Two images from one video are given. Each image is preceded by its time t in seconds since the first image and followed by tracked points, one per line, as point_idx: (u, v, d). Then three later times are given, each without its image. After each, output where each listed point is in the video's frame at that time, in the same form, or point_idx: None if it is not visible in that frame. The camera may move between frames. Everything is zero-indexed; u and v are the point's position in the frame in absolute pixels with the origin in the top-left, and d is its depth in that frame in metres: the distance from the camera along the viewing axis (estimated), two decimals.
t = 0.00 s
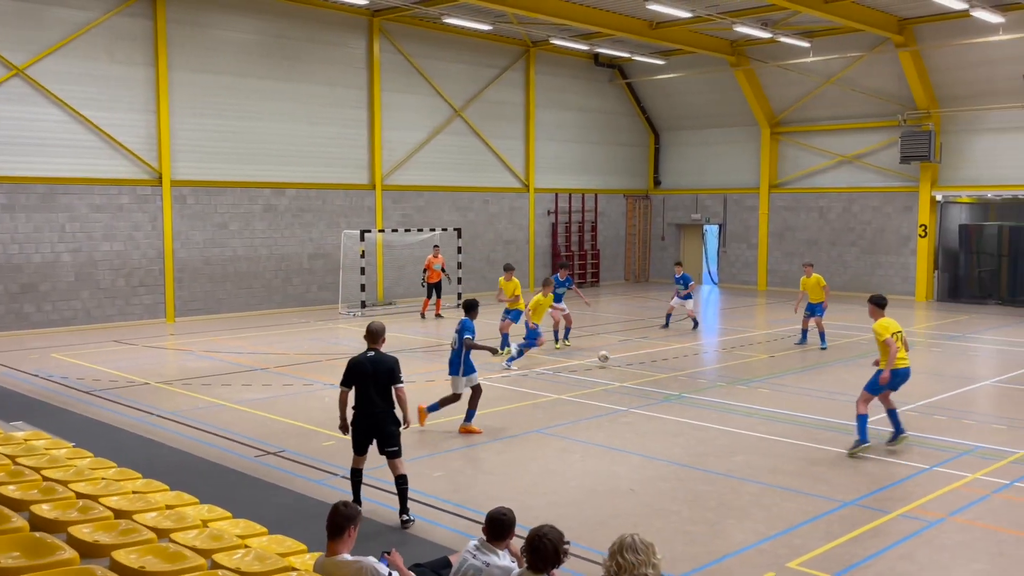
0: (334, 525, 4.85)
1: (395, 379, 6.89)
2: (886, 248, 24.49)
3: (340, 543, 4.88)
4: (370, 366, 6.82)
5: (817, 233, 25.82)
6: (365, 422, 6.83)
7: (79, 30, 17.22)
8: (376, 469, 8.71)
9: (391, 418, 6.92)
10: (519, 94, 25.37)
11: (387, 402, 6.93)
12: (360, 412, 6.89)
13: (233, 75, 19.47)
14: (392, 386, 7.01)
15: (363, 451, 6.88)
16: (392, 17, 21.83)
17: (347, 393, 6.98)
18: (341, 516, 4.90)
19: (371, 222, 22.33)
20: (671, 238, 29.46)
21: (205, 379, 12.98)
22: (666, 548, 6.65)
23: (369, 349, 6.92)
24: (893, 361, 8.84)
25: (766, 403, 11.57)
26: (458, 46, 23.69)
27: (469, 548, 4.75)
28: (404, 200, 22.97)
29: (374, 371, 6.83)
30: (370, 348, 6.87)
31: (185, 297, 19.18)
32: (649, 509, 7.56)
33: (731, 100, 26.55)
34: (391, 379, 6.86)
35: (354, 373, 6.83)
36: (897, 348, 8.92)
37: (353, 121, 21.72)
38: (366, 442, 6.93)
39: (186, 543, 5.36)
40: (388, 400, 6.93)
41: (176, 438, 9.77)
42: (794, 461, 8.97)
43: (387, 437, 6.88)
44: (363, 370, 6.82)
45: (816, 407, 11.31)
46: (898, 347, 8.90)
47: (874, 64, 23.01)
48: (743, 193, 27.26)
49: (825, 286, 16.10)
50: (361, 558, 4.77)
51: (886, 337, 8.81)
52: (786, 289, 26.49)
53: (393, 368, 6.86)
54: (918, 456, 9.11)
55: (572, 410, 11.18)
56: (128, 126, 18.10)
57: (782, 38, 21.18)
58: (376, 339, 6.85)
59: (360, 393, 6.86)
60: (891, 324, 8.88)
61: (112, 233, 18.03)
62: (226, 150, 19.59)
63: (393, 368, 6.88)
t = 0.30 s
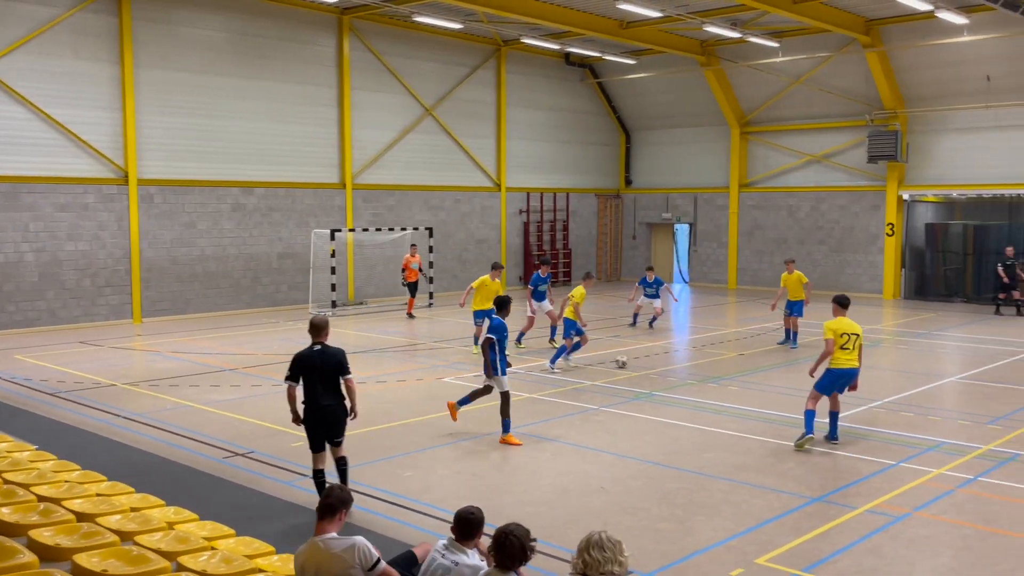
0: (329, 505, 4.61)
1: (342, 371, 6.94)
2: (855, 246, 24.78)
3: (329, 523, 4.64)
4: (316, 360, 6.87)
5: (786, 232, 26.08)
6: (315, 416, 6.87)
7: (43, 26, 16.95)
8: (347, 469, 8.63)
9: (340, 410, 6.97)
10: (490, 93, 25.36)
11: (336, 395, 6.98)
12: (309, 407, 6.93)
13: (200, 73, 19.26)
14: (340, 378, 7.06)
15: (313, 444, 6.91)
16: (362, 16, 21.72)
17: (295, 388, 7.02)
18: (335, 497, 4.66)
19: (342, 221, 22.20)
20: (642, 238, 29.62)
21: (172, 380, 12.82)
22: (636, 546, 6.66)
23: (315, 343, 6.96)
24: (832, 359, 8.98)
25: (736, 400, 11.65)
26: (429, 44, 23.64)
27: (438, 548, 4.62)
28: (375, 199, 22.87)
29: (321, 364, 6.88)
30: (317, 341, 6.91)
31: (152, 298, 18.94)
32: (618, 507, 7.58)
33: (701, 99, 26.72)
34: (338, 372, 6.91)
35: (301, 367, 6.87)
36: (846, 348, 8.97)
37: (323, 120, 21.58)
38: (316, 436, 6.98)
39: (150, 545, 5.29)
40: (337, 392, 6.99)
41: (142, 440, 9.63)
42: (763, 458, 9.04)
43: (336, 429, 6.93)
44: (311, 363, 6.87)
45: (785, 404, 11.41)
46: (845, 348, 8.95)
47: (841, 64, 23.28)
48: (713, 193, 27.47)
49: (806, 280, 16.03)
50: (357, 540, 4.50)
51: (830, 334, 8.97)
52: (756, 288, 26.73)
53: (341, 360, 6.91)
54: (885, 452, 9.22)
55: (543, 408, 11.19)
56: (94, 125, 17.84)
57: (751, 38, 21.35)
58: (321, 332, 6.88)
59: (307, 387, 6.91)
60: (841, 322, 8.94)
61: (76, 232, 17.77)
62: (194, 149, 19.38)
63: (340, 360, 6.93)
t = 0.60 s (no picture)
0: (327, 492, 4.65)
1: (300, 371, 7.03)
2: (831, 245, 25.00)
3: (324, 511, 4.67)
4: (273, 361, 6.96)
5: (764, 230, 26.27)
6: (274, 417, 7.00)
7: (15, 24, 16.72)
8: (324, 469, 8.59)
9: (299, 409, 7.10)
10: (468, 92, 25.35)
11: (295, 393, 7.11)
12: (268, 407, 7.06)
13: (176, 72, 19.10)
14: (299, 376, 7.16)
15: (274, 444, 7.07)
16: (339, 14, 21.62)
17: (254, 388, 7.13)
18: (334, 485, 4.70)
19: (320, 220, 22.11)
20: (621, 236, 29.74)
21: (148, 380, 12.71)
22: (614, 544, 6.69)
23: (271, 344, 7.03)
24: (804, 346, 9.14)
25: (714, 398, 11.71)
26: (407, 43, 23.60)
27: (417, 547, 4.61)
28: (354, 198, 22.79)
29: (278, 366, 6.97)
30: (273, 343, 6.97)
31: (127, 298, 18.77)
32: (597, 505, 7.60)
33: (679, 98, 26.85)
34: (295, 372, 7.01)
35: (258, 369, 6.96)
36: (817, 337, 9.03)
37: (301, 118, 21.48)
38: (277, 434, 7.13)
39: (125, 548, 5.24)
40: (296, 391, 7.10)
41: (117, 441, 9.54)
42: (740, 455, 9.10)
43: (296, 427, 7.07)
44: (267, 366, 6.96)
45: (762, 401, 11.50)
46: (814, 337, 9.03)
47: (817, 64, 23.48)
48: (691, 191, 27.63)
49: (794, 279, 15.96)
50: (350, 532, 4.51)
51: (808, 320, 9.14)
52: (734, 286, 26.90)
53: (297, 361, 7.00)
54: (861, 449, 9.31)
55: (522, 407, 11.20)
56: (68, 123, 17.65)
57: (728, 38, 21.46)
58: (276, 334, 6.95)
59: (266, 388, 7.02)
60: (816, 311, 9.03)
61: (50, 232, 17.57)
62: (170, 148, 19.23)
63: (297, 361, 7.02)
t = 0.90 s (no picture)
0: (326, 480, 4.71)
1: (257, 362, 7.21)
2: (810, 243, 25.18)
3: (321, 498, 4.72)
4: (232, 351, 7.15)
5: (743, 228, 26.42)
6: (229, 405, 7.15)
7: None
8: (304, 469, 8.54)
9: (255, 400, 7.25)
10: (449, 90, 25.30)
11: (252, 385, 7.27)
12: (224, 396, 7.21)
13: (153, 69, 18.94)
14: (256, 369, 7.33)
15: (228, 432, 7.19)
16: (318, 12, 21.52)
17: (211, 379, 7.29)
18: (333, 475, 4.77)
19: (299, 218, 22.00)
20: (601, 235, 29.82)
21: (126, 381, 12.60)
22: (595, 541, 6.70)
23: (232, 335, 7.23)
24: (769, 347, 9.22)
25: (694, 396, 11.77)
26: (388, 41, 23.53)
27: (396, 547, 4.59)
28: (333, 197, 22.69)
29: (236, 355, 7.15)
30: (232, 333, 7.19)
31: (104, 297, 18.59)
32: (577, 503, 7.62)
33: (659, 97, 26.97)
34: (253, 362, 7.19)
35: (216, 358, 7.14)
36: (779, 337, 9.11)
37: (280, 117, 21.36)
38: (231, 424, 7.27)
39: (102, 549, 5.19)
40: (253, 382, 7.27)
41: (94, 442, 9.43)
42: (720, 452, 9.15)
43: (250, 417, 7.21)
44: (226, 354, 7.14)
45: (741, 399, 11.57)
46: (776, 336, 9.11)
47: (796, 63, 23.64)
48: (671, 190, 27.74)
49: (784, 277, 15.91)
50: (341, 523, 4.57)
51: (771, 320, 9.23)
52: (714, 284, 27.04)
53: (255, 351, 7.20)
54: (839, 445, 9.39)
55: (503, 406, 11.21)
56: (43, 121, 17.45)
57: (708, 36, 21.54)
58: (236, 325, 7.16)
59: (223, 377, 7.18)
60: (777, 311, 9.12)
61: (26, 230, 17.37)
62: (148, 146, 19.06)
63: (255, 352, 7.22)
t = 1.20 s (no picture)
0: (328, 477, 4.75)
1: (214, 361, 7.42)
2: (792, 241, 25.33)
3: (321, 493, 4.76)
4: (190, 351, 7.33)
5: (726, 227, 26.53)
6: (187, 403, 7.37)
7: None
8: (286, 469, 8.50)
9: (212, 398, 7.47)
10: (431, 89, 25.25)
11: (209, 383, 7.48)
12: (181, 394, 7.42)
13: (133, 67, 18.79)
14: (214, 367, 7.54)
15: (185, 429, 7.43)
16: (301, 10, 21.41)
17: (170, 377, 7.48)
18: (334, 471, 4.80)
19: (282, 217, 21.90)
20: (585, 234, 29.88)
21: (106, 381, 12.49)
22: (578, 539, 6.72)
23: (189, 333, 7.41)
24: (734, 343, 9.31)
25: (677, 394, 11.80)
26: (371, 40, 23.47)
27: (380, 547, 4.58)
28: (316, 195, 22.60)
29: (194, 354, 7.34)
30: (190, 333, 7.37)
31: (84, 297, 18.43)
32: (560, 501, 7.63)
33: (642, 97, 27.05)
34: (210, 362, 7.39)
35: (174, 357, 7.33)
36: (745, 333, 9.23)
37: (262, 115, 21.25)
38: (188, 420, 7.49)
39: (82, 551, 5.14)
40: (210, 380, 7.47)
41: (74, 443, 9.35)
42: (703, 450, 9.18)
43: (206, 414, 7.44)
44: (184, 354, 7.33)
45: (724, 398, 11.61)
46: (740, 333, 9.24)
47: (778, 63, 23.77)
48: (654, 189, 27.83)
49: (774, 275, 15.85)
50: (336, 520, 4.59)
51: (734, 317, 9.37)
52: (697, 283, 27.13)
53: (212, 351, 7.39)
54: (821, 443, 9.45)
55: (486, 405, 11.20)
56: (21, 119, 17.27)
57: (690, 36, 21.60)
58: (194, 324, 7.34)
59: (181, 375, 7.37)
60: (735, 307, 9.24)
61: (4, 229, 17.19)
62: (128, 144, 18.91)
63: (212, 351, 7.42)
